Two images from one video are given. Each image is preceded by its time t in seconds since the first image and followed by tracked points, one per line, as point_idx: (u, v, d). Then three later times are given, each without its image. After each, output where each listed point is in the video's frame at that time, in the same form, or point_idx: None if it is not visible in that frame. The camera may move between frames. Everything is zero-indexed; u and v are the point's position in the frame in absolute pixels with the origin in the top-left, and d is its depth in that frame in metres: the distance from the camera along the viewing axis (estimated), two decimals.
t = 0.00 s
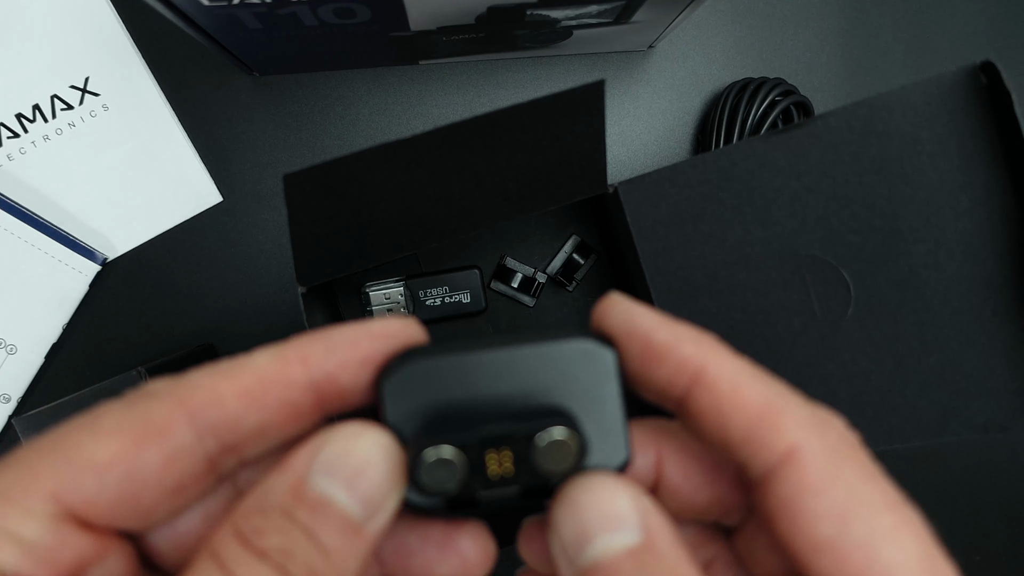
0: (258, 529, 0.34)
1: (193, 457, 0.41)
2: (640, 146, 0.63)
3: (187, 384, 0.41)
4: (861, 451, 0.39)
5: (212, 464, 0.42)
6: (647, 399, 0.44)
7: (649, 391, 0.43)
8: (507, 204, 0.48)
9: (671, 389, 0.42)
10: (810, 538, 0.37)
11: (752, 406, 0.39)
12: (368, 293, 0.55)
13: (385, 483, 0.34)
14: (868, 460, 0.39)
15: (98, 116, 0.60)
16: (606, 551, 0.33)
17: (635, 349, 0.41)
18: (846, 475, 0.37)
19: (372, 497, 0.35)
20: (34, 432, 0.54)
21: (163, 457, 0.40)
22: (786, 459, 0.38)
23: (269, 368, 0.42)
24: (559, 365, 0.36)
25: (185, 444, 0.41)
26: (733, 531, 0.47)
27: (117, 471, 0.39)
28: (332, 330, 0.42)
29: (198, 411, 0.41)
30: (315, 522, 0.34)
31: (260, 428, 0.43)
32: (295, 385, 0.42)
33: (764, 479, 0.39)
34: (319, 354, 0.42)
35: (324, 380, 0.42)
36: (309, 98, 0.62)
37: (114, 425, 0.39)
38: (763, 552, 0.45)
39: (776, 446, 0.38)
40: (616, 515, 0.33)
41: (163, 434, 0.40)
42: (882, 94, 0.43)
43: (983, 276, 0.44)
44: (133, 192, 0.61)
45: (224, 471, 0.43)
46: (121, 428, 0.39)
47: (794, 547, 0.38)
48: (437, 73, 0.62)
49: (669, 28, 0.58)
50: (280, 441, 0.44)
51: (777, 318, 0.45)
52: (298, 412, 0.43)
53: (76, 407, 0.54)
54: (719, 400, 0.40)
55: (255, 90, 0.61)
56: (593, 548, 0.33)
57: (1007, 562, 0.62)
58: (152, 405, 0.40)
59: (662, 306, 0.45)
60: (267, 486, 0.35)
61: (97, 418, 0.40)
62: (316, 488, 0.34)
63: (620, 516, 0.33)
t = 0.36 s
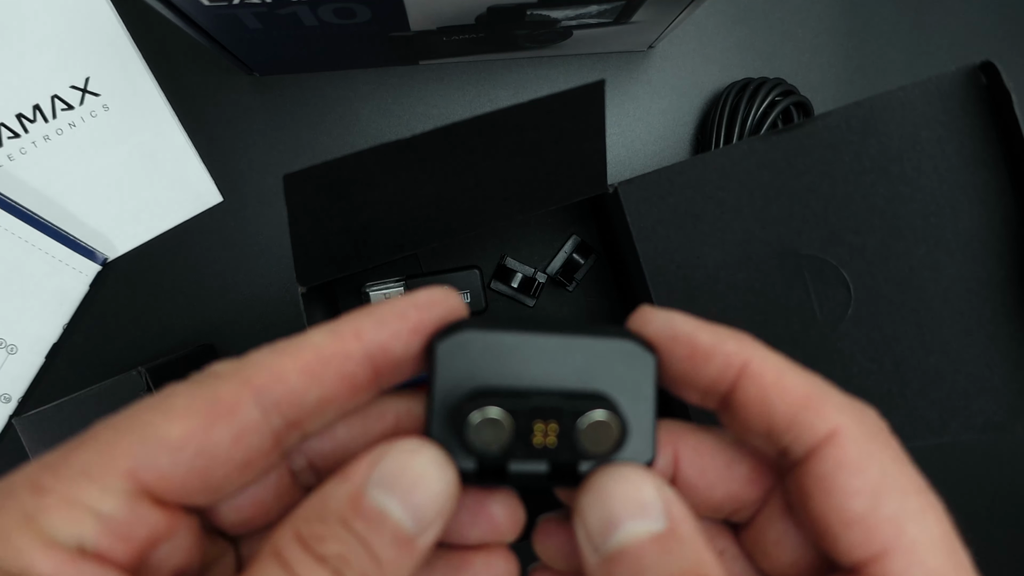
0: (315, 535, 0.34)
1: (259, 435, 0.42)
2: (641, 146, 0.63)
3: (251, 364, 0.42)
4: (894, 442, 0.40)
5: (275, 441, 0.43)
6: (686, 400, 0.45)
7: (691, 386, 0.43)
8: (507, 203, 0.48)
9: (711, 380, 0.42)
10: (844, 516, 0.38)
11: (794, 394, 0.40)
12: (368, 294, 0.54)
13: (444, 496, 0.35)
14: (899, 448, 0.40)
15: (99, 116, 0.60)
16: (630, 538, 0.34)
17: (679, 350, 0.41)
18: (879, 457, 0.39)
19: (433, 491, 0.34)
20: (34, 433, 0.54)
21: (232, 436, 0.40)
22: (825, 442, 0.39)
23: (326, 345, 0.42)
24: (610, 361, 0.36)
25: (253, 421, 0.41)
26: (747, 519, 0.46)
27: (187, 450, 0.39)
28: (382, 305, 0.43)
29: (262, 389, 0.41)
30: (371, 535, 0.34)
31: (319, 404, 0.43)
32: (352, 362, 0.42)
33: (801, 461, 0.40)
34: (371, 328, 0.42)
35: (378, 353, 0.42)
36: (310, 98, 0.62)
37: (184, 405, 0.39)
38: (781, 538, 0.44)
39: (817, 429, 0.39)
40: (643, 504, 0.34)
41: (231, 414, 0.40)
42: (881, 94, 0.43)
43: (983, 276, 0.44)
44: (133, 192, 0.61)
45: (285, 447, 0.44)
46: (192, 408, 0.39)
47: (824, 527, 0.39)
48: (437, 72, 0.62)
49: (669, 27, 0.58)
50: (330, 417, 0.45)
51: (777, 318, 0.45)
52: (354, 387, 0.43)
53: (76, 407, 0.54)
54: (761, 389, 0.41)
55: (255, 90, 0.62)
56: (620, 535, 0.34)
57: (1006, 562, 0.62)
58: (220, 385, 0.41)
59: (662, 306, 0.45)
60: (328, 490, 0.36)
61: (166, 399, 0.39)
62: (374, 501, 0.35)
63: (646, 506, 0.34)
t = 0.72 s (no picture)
0: (315, 455, 0.36)
1: (254, 377, 0.46)
2: (641, 146, 0.62)
3: (245, 314, 0.46)
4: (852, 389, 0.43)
5: (268, 383, 0.48)
6: (665, 369, 0.49)
7: (668, 354, 0.47)
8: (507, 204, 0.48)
9: (688, 345, 0.46)
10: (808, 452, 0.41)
11: (761, 349, 0.44)
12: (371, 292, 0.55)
13: (430, 413, 0.37)
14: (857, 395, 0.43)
15: (99, 117, 0.60)
16: (598, 476, 0.37)
17: (657, 321, 0.44)
18: (841, 400, 0.42)
19: (422, 408, 0.37)
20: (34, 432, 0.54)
21: (232, 377, 0.45)
22: (789, 390, 0.43)
23: (314, 297, 0.47)
24: (585, 314, 0.42)
25: (250, 365, 0.46)
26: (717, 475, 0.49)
27: (193, 390, 0.44)
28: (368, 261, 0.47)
29: (256, 338, 0.46)
30: (366, 450, 0.36)
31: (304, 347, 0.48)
32: (337, 312, 0.47)
33: (771, 405, 0.44)
34: (356, 283, 0.47)
35: (362, 305, 0.47)
36: (309, 98, 0.62)
37: (187, 351, 0.44)
38: (749, 489, 0.48)
39: (782, 377, 0.43)
40: (610, 445, 0.37)
41: (229, 359, 0.45)
42: (879, 94, 0.44)
43: (983, 276, 0.44)
44: (133, 192, 0.61)
45: (278, 391, 0.49)
46: (195, 354, 0.44)
47: (789, 464, 0.42)
48: (437, 72, 0.62)
49: (669, 27, 0.58)
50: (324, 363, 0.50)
51: (776, 317, 0.46)
52: (338, 335, 0.48)
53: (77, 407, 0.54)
54: (733, 350, 0.44)
55: (255, 90, 0.62)
56: (589, 475, 0.37)
57: (1007, 562, 0.62)
58: (218, 334, 0.45)
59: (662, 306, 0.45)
60: (322, 418, 0.37)
61: (171, 347, 0.44)
62: (365, 424, 0.36)
63: (613, 446, 0.37)
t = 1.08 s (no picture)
0: (329, 444, 0.37)
1: (272, 367, 0.47)
2: (641, 146, 0.62)
3: (263, 307, 0.47)
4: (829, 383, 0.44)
5: (285, 374, 0.48)
6: (655, 369, 0.50)
7: (656, 353, 0.48)
8: (507, 204, 0.48)
9: (675, 345, 0.47)
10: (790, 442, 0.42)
11: (746, 345, 0.45)
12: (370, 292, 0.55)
13: (439, 406, 0.39)
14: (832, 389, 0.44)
15: (99, 117, 0.60)
16: (595, 459, 0.39)
17: (648, 321, 0.46)
18: (819, 394, 0.43)
19: (430, 400, 0.39)
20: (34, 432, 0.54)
21: (250, 366, 0.46)
22: (772, 385, 0.44)
23: (328, 293, 0.47)
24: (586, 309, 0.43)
25: (268, 356, 0.47)
26: (704, 468, 0.50)
27: (214, 377, 0.44)
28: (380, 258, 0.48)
29: (275, 330, 0.47)
30: (377, 441, 0.38)
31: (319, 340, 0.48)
32: (351, 307, 0.48)
33: (755, 401, 0.45)
34: (367, 280, 0.47)
35: (374, 301, 0.48)
36: (310, 98, 0.62)
37: (208, 340, 0.44)
38: (734, 481, 0.48)
39: (766, 373, 0.44)
40: (607, 429, 0.39)
41: (248, 349, 0.46)
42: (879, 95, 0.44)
43: (983, 277, 0.44)
44: (134, 192, 0.61)
45: (293, 381, 0.50)
46: (215, 342, 0.45)
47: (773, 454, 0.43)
48: (437, 72, 0.62)
49: (669, 28, 0.58)
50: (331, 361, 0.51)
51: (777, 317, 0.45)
52: (350, 329, 0.49)
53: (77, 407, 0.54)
54: (719, 348, 0.45)
55: (255, 91, 0.62)
56: (584, 458, 0.39)
57: (1006, 563, 0.62)
58: (238, 326, 0.46)
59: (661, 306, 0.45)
60: (337, 408, 0.39)
61: (192, 337, 0.44)
62: (377, 415, 0.38)
63: (610, 431, 0.39)
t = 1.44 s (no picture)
0: (349, 403, 0.39)
1: (298, 336, 0.47)
2: (641, 146, 0.62)
3: (291, 279, 0.47)
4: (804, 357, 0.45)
5: (307, 345, 0.49)
6: (645, 355, 0.50)
7: (645, 342, 0.49)
8: (507, 203, 0.48)
9: (660, 333, 0.47)
10: (774, 410, 0.43)
11: (726, 329, 0.45)
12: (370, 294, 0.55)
13: (448, 373, 0.42)
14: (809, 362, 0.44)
15: (99, 117, 0.59)
16: (597, 432, 0.40)
17: (637, 310, 0.47)
18: (796, 365, 0.43)
19: (442, 368, 0.42)
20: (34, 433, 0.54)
21: (279, 335, 0.46)
22: (751, 363, 0.44)
23: (351, 273, 0.48)
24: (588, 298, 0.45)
25: (294, 327, 0.47)
26: (702, 450, 0.50)
27: (245, 340, 0.45)
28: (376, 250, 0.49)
29: (302, 301, 0.47)
30: (394, 402, 0.40)
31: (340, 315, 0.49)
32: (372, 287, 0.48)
33: (737, 378, 0.45)
34: (386, 262, 0.48)
35: (391, 285, 0.49)
36: (310, 98, 0.62)
37: (239, 306, 0.45)
38: (730, 464, 0.48)
39: (745, 352, 0.44)
40: (609, 405, 0.40)
41: (281, 317, 0.46)
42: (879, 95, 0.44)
43: (983, 276, 0.44)
44: (134, 192, 0.61)
45: (311, 353, 0.50)
46: (247, 308, 0.45)
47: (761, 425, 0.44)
48: (438, 72, 0.62)
49: (669, 28, 0.58)
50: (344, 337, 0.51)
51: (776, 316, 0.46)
52: (368, 307, 0.50)
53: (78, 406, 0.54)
54: (701, 333, 0.46)
55: (255, 91, 0.62)
56: (588, 432, 0.40)
57: (1006, 564, 0.62)
58: (267, 295, 0.46)
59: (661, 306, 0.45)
60: (351, 374, 0.41)
61: (222, 303, 0.45)
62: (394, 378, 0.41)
63: (612, 407, 0.40)
